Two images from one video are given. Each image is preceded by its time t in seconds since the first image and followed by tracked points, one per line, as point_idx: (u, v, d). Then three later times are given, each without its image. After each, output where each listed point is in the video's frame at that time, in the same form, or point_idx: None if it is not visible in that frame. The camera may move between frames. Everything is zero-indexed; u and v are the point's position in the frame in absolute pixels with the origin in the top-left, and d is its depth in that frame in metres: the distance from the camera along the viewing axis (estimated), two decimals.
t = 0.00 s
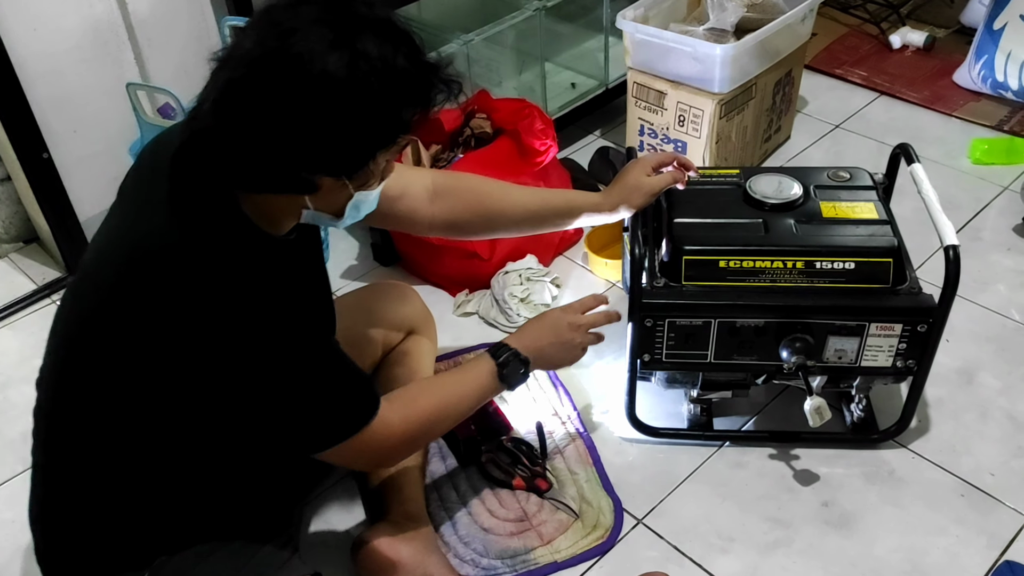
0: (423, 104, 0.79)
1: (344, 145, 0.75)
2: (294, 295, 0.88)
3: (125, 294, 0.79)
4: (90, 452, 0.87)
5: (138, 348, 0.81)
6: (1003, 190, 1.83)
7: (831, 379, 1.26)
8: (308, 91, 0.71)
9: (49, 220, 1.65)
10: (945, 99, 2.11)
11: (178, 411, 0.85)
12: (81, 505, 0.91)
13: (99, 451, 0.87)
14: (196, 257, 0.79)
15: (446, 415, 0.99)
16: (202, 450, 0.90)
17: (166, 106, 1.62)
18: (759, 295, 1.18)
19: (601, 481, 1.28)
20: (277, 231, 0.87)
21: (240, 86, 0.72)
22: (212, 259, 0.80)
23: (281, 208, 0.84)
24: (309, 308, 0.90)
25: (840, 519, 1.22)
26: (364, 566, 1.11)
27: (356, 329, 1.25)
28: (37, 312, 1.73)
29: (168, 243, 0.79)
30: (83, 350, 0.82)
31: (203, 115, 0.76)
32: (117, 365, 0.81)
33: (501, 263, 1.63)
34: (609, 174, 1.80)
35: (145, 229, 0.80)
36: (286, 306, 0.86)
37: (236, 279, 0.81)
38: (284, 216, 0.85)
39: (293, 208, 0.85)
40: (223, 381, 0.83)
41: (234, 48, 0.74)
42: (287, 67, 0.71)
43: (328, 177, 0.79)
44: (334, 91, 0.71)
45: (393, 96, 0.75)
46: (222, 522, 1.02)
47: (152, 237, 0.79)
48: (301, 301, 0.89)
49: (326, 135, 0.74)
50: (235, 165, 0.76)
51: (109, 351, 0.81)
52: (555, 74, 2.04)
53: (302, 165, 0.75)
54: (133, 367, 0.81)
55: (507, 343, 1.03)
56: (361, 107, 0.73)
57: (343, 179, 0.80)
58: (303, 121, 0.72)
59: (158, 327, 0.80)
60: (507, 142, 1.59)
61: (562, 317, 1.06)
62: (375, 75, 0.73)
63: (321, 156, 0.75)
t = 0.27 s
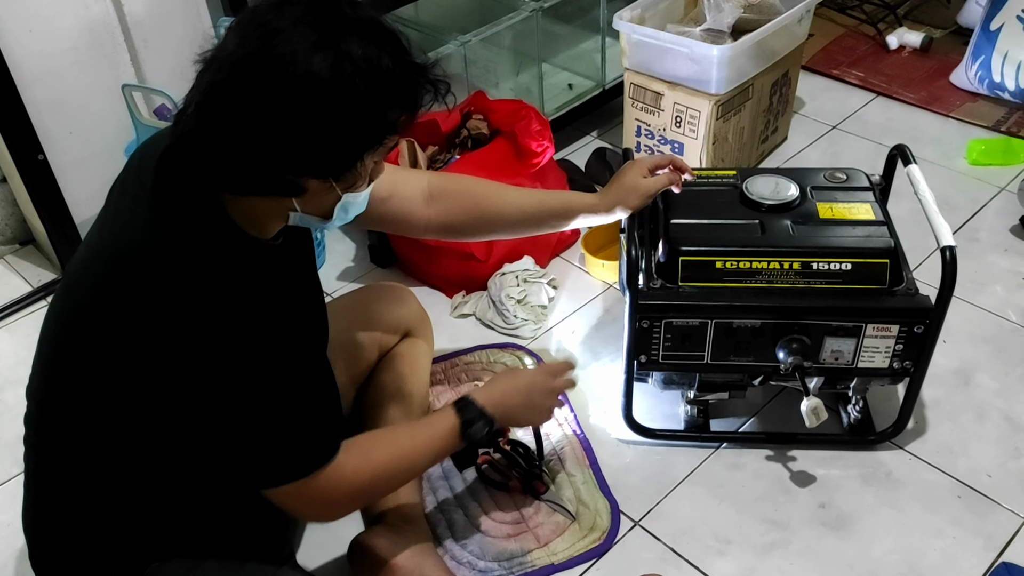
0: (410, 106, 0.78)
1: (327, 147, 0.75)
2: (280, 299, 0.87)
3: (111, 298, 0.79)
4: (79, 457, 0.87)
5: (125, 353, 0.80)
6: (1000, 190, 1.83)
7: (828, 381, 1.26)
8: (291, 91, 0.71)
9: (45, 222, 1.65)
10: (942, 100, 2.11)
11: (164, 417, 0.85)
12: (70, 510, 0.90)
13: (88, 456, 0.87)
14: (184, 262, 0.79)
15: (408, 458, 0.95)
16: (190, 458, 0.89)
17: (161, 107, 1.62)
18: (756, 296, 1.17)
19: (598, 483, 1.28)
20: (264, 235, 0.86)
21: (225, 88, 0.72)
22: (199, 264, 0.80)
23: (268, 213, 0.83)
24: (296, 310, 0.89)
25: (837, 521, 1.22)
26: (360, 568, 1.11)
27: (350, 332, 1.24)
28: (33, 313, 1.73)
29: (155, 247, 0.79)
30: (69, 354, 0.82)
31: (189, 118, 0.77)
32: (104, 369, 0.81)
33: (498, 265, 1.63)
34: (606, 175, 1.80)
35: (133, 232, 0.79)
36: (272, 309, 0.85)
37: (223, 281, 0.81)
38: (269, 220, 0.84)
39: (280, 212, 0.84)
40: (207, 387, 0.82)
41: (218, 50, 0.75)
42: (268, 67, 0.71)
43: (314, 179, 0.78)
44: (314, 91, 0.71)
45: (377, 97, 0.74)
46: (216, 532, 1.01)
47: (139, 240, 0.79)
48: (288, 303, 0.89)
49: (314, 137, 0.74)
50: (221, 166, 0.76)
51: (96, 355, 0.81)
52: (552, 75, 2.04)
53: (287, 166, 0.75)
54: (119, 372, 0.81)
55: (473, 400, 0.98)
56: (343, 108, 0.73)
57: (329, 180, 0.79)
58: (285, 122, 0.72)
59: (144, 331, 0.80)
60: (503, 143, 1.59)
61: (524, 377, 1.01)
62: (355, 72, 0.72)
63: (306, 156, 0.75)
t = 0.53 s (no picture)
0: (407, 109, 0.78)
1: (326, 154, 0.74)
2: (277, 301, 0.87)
3: (108, 302, 0.79)
4: (74, 459, 0.86)
5: (121, 357, 0.80)
6: (999, 192, 1.83)
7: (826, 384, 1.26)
8: (288, 98, 0.71)
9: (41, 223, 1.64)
10: (940, 101, 2.11)
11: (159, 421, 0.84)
12: (65, 511, 0.90)
13: (80, 458, 0.86)
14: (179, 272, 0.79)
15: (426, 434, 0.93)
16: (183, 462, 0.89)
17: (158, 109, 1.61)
18: (754, 300, 1.17)
19: (595, 487, 1.27)
20: (259, 240, 0.86)
21: (220, 93, 0.72)
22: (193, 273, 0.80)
23: (264, 217, 0.83)
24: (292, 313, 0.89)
25: (834, 524, 1.22)
26: (357, 570, 1.11)
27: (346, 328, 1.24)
28: (29, 315, 1.72)
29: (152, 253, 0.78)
30: (65, 356, 0.81)
31: (185, 124, 0.76)
32: (101, 372, 0.81)
33: (496, 267, 1.62)
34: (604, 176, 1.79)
35: (129, 237, 0.79)
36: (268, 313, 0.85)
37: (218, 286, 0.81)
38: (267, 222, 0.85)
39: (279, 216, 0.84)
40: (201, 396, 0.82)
41: (213, 56, 0.74)
42: (265, 73, 0.71)
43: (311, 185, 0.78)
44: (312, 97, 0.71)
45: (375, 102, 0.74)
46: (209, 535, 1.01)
47: (133, 244, 0.78)
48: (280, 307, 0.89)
49: (313, 144, 0.73)
50: (214, 172, 0.76)
51: (92, 357, 0.80)
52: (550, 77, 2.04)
53: (284, 173, 0.75)
54: (116, 375, 0.81)
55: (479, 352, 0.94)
56: (341, 113, 0.73)
57: (329, 187, 0.79)
58: (282, 128, 0.72)
59: (137, 328, 0.79)
60: (501, 144, 1.60)
61: (529, 305, 0.97)
62: (355, 79, 0.72)
63: (304, 165, 0.75)
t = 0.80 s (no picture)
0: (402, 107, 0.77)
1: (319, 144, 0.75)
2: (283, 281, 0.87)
3: (105, 293, 0.79)
4: (80, 446, 0.89)
5: (122, 345, 0.81)
6: (998, 193, 1.83)
7: (827, 387, 1.25)
8: (279, 90, 0.71)
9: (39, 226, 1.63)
10: (940, 102, 2.11)
11: (163, 400, 0.86)
12: (70, 497, 0.93)
13: (87, 438, 0.89)
14: (175, 256, 0.78)
15: (488, 349, 0.96)
16: (191, 435, 0.92)
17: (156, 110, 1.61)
18: (752, 302, 1.17)
19: (595, 490, 1.27)
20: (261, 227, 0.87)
21: (213, 89, 0.72)
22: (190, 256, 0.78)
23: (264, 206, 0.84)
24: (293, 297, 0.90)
25: (834, 527, 1.21)
26: (355, 573, 1.10)
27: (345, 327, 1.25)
28: (26, 316, 1.72)
29: (146, 244, 0.78)
30: (67, 349, 0.83)
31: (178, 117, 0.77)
32: (102, 361, 0.82)
33: (494, 268, 1.61)
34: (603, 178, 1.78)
35: (124, 229, 0.79)
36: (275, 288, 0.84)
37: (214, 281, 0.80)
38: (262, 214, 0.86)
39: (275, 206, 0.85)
40: (207, 372, 0.83)
41: (203, 47, 0.74)
42: (258, 65, 0.71)
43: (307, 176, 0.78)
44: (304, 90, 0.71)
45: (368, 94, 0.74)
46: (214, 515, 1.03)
47: (128, 234, 0.79)
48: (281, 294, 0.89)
49: (304, 135, 0.74)
50: (208, 165, 0.76)
51: (93, 348, 0.82)
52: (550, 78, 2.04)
53: (280, 165, 0.75)
54: (117, 363, 0.82)
55: (556, 262, 1.02)
56: (335, 104, 0.73)
57: (323, 175, 0.79)
58: (274, 121, 0.72)
59: (135, 318, 0.80)
60: (500, 145, 1.60)
61: (605, 221, 1.07)
62: (346, 69, 0.72)
63: (301, 154, 0.75)
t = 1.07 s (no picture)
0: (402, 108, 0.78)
1: (333, 136, 0.78)
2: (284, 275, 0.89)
3: (111, 282, 0.82)
4: (82, 440, 0.90)
5: (128, 334, 0.83)
6: (998, 194, 1.82)
7: (828, 388, 1.25)
8: (298, 84, 0.75)
9: (38, 228, 1.63)
10: (939, 103, 2.11)
11: (167, 390, 0.88)
12: (70, 494, 0.93)
13: (89, 427, 0.89)
14: (182, 243, 0.80)
15: (496, 336, 0.99)
16: (195, 427, 0.93)
17: (155, 110, 1.60)
18: (752, 304, 1.17)
19: (594, 492, 1.26)
20: (267, 222, 0.90)
21: (231, 80, 0.75)
22: (196, 243, 0.80)
23: (273, 201, 0.87)
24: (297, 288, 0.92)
25: (833, 529, 1.21)
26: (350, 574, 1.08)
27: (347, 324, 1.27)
28: (24, 317, 1.72)
29: (153, 233, 0.80)
30: (74, 334, 0.85)
31: (191, 109, 0.80)
32: (108, 351, 0.84)
33: (492, 269, 1.61)
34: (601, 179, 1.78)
35: (132, 219, 0.81)
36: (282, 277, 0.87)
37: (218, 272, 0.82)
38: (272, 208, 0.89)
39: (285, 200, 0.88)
40: (213, 357, 0.85)
41: (219, 45, 0.78)
42: (272, 61, 0.74)
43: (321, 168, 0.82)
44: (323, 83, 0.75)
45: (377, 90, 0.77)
46: (217, 513, 1.04)
47: (138, 222, 0.81)
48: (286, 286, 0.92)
49: (319, 126, 0.77)
50: (218, 155, 0.79)
51: (99, 338, 0.84)
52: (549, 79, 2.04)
53: (293, 156, 0.78)
54: (122, 352, 0.84)
55: (576, 273, 1.06)
56: (350, 98, 0.77)
57: (336, 169, 0.83)
58: (291, 111, 0.75)
59: (144, 302, 0.82)
60: (500, 146, 1.59)
61: (617, 232, 1.10)
62: (365, 66, 0.77)
63: (312, 147, 0.78)
